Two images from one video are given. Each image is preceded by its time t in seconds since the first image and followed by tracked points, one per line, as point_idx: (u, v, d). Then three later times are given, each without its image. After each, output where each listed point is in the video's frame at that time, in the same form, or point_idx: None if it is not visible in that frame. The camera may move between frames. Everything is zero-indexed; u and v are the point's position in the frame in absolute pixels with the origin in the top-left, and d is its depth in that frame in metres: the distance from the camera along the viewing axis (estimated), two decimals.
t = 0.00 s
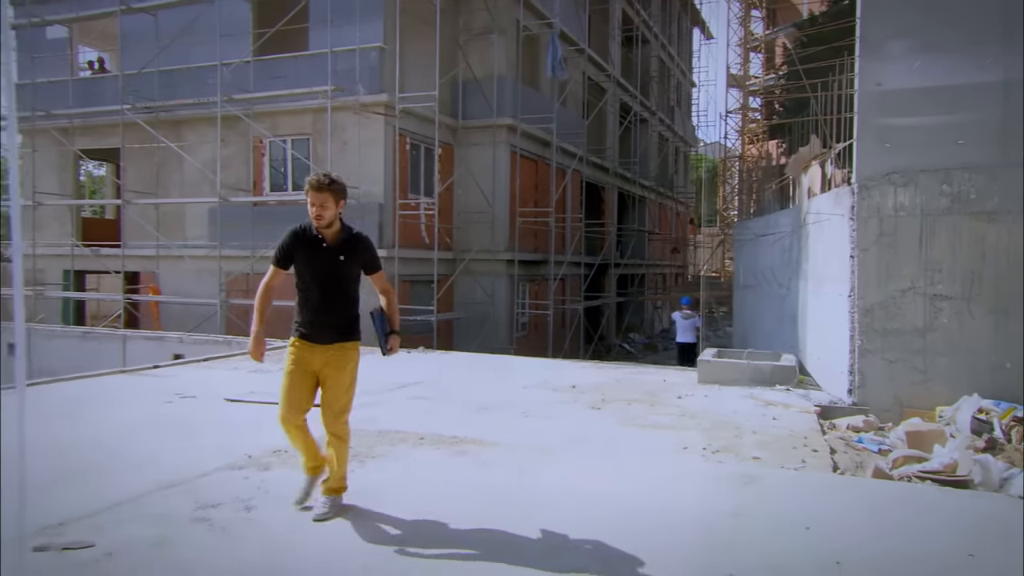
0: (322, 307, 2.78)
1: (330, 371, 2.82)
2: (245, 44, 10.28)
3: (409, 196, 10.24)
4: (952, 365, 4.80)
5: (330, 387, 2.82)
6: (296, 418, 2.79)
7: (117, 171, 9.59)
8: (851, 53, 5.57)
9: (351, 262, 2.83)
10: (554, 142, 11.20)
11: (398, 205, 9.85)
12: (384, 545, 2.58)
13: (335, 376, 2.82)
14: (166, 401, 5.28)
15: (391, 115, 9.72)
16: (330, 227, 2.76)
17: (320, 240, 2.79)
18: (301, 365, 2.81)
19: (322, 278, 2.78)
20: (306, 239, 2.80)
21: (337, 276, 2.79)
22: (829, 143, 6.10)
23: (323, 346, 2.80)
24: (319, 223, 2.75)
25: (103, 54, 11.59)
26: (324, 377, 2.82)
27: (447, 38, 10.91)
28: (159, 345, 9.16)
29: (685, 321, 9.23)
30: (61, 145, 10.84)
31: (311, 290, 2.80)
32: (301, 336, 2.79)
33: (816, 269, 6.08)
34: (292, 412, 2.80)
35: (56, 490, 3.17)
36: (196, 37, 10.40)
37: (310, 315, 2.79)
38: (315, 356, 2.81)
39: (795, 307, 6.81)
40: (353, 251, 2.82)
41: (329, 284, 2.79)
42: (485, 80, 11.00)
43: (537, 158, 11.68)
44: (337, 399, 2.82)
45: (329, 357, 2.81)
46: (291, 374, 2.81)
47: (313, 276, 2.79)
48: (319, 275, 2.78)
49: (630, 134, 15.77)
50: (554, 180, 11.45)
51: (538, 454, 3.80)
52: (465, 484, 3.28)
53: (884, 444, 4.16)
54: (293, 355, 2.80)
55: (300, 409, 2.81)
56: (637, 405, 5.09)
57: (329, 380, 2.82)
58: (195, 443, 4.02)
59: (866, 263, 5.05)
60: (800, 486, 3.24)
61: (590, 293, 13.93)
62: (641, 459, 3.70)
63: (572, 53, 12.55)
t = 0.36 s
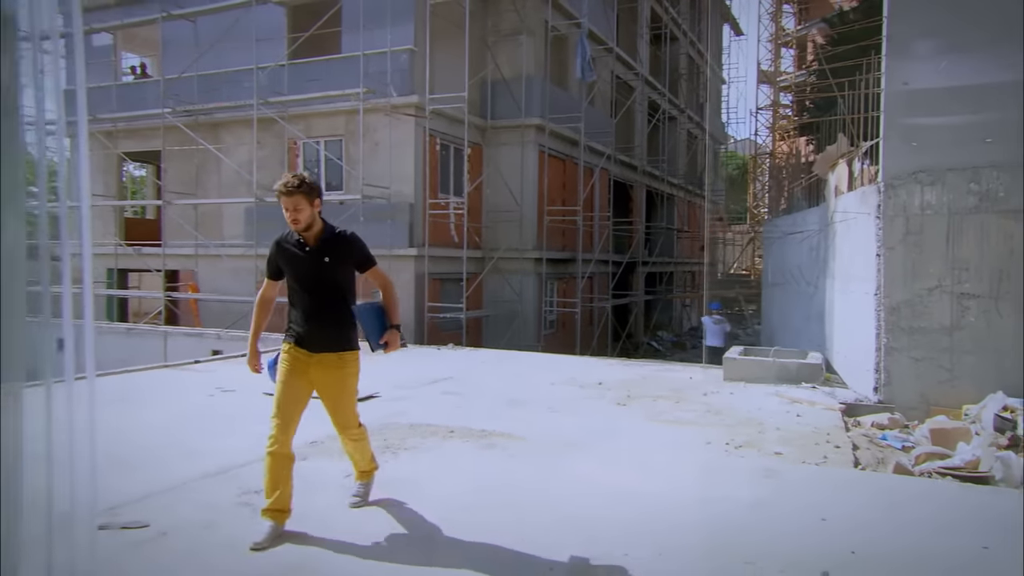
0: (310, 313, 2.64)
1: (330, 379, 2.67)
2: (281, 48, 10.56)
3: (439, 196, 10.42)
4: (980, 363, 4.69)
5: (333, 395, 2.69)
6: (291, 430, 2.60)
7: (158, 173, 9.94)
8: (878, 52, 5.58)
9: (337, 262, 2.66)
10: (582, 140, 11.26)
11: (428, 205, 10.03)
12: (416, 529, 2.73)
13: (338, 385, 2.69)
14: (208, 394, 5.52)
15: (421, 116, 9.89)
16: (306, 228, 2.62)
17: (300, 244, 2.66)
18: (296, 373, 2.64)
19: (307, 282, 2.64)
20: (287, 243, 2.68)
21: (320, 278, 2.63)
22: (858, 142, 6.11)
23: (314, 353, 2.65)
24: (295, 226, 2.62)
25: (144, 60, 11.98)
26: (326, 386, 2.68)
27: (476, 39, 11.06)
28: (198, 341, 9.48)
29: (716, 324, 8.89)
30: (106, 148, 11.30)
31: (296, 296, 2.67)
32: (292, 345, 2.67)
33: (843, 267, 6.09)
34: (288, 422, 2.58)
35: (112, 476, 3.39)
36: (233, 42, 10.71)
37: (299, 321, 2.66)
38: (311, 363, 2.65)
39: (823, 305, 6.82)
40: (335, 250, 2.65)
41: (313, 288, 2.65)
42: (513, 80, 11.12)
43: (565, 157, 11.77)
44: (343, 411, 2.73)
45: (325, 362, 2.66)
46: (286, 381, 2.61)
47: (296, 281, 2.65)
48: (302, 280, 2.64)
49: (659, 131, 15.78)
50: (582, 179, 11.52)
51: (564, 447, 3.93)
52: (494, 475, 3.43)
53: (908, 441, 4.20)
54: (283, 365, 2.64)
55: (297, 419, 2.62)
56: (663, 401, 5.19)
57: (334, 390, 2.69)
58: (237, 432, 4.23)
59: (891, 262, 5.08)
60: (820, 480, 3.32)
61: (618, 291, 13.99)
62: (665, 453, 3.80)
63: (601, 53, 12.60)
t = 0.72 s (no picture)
0: (326, 308, 2.40)
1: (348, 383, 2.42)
2: (316, 49, 10.80)
3: (471, 193, 10.58)
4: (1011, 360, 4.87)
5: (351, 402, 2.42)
6: (322, 431, 2.50)
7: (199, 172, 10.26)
8: (909, 47, 5.56)
9: (357, 254, 2.42)
10: (613, 136, 11.31)
11: (460, 202, 10.21)
12: (448, 514, 2.85)
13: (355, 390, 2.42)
14: (251, 385, 5.76)
15: (453, 115, 10.05)
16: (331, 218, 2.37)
17: (319, 232, 2.40)
18: (314, 376, 2.44)
19: (325, 274, 2.40)
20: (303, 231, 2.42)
21: (341, 272, 2.40)
22: (889, 137, 6.09)
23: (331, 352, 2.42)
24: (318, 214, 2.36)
25: (186, 62, 12.35)
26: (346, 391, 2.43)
27: (507, 37, 11.17)
28: (238, 335, 9.80)
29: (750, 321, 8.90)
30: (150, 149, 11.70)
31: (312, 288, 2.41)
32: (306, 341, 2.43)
33: (874, 263, 6.09)
34: (316, 423, 2.48)
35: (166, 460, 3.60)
36: (271, 44, 10.99)
37: (313, 315, 2.42)
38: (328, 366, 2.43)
39: (854, 300, 6.81)
40: (356, 240, 2.41)
41: (331, 280, 2.40)
42: (543, 77, 11.22)
43: (596, 153, 11.82)
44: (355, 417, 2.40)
45: (344, 363, 2.42)
46: (306, 385, 2.45)
47: (312, 273, 2.40)
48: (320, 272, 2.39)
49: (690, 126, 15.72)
50: (612, 175, 11.58)
51: (593, 439, 4.04)
52: (525, 465, 3.56)
53: (936, 436, 4.23)
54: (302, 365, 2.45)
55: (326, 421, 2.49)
56: (691, 395, 5.27)
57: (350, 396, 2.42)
58: (279, 422, 4.42)
59: (922, 258, 5.05)
60: (845, 472, 3.38)
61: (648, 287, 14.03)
62: (691, 445, 3.89)
63: (631, 49, 12.61)
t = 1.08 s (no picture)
0: (356, 302, 2.30)
1: (372, 379, 2.31)
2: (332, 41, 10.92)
3: (484, 182, 10.69)
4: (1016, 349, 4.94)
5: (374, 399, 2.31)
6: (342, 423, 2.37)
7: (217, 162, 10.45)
8: (920, 39, 5.60)
9: (399, 253, 2.34)
10: (625, 126, 11.35)
11: (473, 191, 10.32)
12: (465, 495, 2.99)
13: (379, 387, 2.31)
14: (272, 371, 5.94)
15: (466, 105, 10.14)
16: (390, 214, 2.30)
17: (366, 222, 2.30)
18: (336, 369, 2.32)
19: (363, 267, 2.30)
20: (350, 217, 2.31)
21: (381, 267, 2.31)
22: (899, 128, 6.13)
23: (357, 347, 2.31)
24: (376, 205, 2.28)
25: (203, 53, 12.52)
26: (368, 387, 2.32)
27: (520, 27, 11.21)
28: (257, 323, 10.01)
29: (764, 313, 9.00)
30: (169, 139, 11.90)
31: (347, 279, 2.30)
32: (330, 331, 2.32)
33: (883, 253, 6.15)
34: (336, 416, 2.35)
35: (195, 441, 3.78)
36: (287, 35, 11.13)
37: (342, 305, 2.30)
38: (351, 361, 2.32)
39: (863, 290, 6.88)
40: (403, 240, 2.35)
41: (369, 275, 2.30)
42: (556, 67, 11.28)
43: (608, 143, 11.86)
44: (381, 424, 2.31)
45: (368, 359, 2.31)
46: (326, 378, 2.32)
47: (351, 264, 2.30)
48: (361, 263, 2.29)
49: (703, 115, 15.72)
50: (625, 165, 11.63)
51: (604, 424, 4.18)
52: (538, 448, 3.70)
53: (940, 423, 4.32)
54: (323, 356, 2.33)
55: (347, 413, 2.37)
56: (700, 382, 5.38)
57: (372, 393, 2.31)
58: (300, 406, 4.57)
59: (930, 248, 5.13)
60: (847, 457, 3.50)
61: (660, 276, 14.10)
62: (698, 431, 4.02)
63: (645, 38, 12.62)
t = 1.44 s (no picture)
0: (367, 301, 2.29)
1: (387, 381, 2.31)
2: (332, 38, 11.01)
3: (484, 178, 10.80)
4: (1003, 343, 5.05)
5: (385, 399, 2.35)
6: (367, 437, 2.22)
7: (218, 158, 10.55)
8: (912, 39, 5.70)
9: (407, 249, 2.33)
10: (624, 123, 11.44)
11: (473, 187, 10.43)
12: (467, 483, 3.11)
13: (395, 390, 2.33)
14: (276, 365, 6.06)
15: (466, 102, 10.24)
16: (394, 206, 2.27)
17: (374, 218, 2.29)
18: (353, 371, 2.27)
19: (373, 265, 2.30)
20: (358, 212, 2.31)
21: (389, 264, 2.30)
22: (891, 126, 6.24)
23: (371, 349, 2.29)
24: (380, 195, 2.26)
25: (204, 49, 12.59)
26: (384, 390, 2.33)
27: (518, 24, 11.28)
28: (259, 317, 10.13)
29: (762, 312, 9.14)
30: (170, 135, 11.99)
31: (357, 276, 2.30)
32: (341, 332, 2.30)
33: (875, 249, 6.27)
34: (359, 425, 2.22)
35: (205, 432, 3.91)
36: (287, 31, 11.21)
37: (354, 305, 2.29)
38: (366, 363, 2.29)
39: (856, 286, 7.00)
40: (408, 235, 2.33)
41: (378, 272, 2.30)
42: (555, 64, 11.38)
43: (606, 139, 11.92)
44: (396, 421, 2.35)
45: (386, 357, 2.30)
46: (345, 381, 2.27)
47: (359, 259, 2.29)
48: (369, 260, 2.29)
49: (701, 111, 15.81)
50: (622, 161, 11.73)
51: (601, 415, 4.31)
52: (537, 439, 3.83)
53: (927, 416, 4.45)
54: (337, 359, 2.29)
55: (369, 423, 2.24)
56: (694, 376, 5.51)
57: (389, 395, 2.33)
58: (306, 398, 4.70)
59: (919, 245, 5.32)
60: (835, 447, 3.62)
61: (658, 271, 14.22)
62: (691, 422, 4.14)
63: (643, 35, 12.70)
